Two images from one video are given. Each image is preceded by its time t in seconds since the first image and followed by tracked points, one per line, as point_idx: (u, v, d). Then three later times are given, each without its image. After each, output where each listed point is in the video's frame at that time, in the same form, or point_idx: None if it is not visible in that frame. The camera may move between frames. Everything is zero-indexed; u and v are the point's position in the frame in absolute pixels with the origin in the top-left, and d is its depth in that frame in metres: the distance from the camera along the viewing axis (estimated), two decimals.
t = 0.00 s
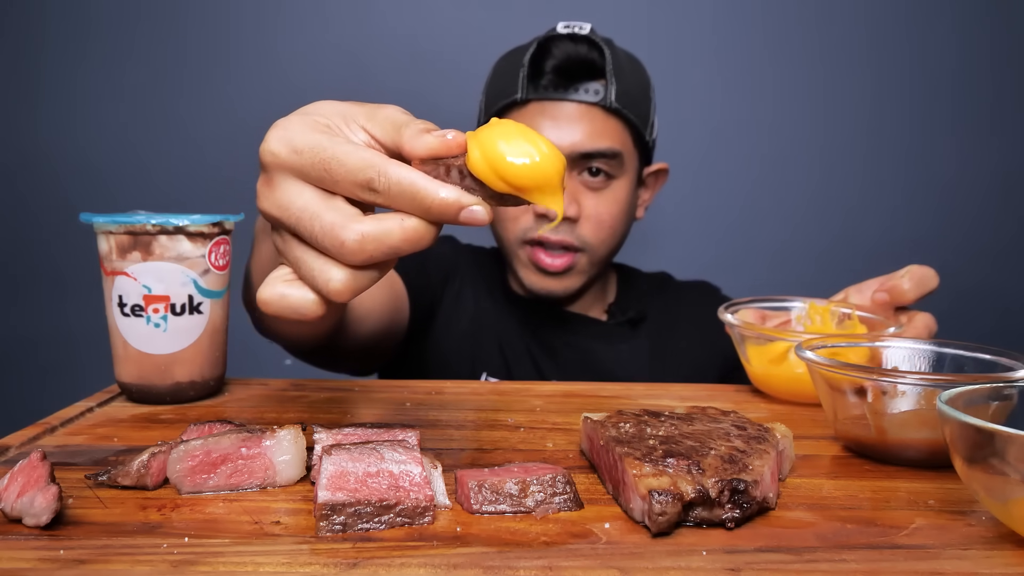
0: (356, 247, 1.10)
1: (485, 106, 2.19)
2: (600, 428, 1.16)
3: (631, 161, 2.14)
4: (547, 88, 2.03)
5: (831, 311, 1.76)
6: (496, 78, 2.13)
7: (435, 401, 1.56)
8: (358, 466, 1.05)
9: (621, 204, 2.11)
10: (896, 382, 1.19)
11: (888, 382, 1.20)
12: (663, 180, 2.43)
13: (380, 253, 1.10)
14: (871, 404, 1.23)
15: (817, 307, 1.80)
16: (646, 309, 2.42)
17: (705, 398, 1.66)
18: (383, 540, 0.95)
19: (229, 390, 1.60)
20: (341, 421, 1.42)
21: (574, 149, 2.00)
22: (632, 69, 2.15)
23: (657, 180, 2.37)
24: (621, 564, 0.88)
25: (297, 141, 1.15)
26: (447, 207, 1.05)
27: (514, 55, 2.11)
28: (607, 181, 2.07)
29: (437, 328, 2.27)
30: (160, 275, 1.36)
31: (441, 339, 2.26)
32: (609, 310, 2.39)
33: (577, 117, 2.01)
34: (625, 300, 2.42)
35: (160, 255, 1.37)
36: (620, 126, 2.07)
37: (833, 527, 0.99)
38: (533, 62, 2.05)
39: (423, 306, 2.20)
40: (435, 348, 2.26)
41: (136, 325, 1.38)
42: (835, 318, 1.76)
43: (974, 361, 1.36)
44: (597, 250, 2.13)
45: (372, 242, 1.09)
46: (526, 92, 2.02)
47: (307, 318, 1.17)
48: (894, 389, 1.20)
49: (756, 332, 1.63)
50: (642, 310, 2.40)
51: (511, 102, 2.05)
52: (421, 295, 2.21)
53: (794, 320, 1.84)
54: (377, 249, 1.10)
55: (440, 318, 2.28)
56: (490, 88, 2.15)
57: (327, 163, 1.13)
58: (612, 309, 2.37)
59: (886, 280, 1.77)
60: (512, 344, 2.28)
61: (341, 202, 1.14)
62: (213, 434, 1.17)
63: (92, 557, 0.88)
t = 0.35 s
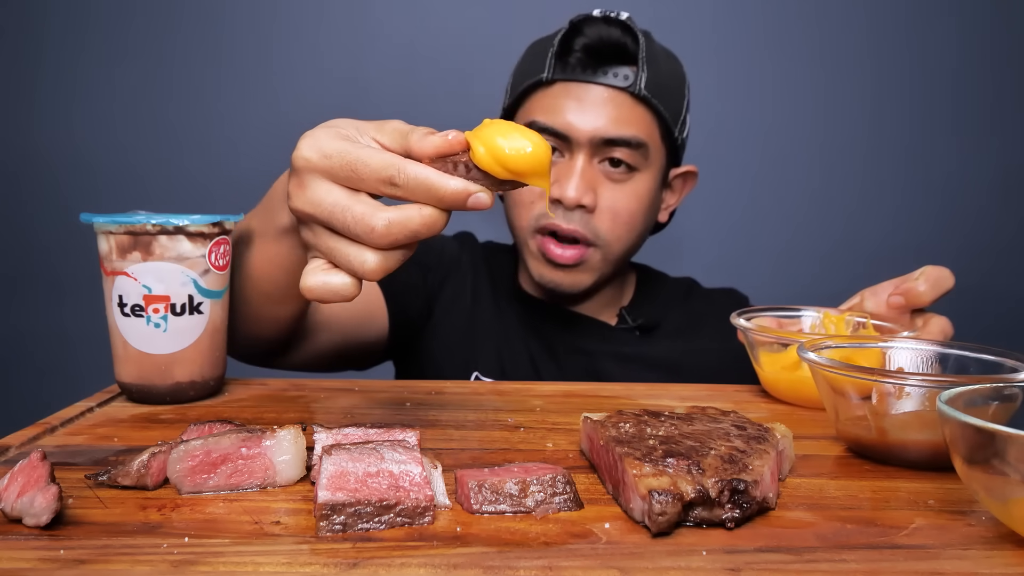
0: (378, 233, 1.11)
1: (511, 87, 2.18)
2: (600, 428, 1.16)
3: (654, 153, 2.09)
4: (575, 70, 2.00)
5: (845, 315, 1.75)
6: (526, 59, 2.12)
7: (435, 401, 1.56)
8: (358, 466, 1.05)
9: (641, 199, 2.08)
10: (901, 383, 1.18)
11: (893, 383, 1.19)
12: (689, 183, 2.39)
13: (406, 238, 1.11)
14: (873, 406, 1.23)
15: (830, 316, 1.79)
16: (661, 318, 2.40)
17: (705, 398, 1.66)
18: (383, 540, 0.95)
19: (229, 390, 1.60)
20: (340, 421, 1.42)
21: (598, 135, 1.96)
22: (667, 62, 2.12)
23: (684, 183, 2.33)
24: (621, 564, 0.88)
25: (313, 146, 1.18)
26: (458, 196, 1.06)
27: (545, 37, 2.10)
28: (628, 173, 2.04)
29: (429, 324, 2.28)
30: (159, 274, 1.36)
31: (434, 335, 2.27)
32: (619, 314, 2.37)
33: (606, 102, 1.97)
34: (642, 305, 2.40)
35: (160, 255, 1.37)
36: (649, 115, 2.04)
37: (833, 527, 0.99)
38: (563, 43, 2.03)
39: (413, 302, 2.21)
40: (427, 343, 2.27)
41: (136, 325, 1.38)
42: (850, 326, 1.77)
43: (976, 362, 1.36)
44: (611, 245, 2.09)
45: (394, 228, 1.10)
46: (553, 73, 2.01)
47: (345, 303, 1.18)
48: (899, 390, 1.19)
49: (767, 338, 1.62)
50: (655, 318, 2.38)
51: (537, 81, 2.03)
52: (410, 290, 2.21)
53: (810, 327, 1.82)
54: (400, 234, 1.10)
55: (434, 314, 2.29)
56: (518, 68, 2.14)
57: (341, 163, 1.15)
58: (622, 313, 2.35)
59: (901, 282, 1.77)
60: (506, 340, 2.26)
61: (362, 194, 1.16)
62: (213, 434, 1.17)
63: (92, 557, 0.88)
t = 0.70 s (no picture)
0: (414, 274, 1.35)
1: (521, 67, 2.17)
2: (600, 428, 1.16)
3: (661, 136, 2.02)
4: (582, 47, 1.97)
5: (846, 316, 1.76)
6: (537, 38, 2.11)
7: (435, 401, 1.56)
8: (358, 466, 1.05)
9: (645, 184, 2.00)
10: (901, 382, 1.18)
11: (893, 383, 1.19)
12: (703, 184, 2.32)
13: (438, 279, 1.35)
14: (873, 406, 1.23)
15: (832, 318, 1.80)
16: (666, 330, 2.30)
17: (705, 398, 1.66)
18: (383, 540, 0.95)
19: (230, 390, 1.60)
20: (340, 421, 1.42)
21: (601, 112, 1.91)
22: (680, 49, 2.09)
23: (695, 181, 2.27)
24: (621, 564, 0.88)
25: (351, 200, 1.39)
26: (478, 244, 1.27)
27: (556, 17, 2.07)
28: (632, 156, 1.97)
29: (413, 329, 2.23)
30: (159, 275, 1.36)
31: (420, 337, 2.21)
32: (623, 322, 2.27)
33: (612, 77, 1.93)
34: (644, 314, 2.31)
35: (160, 255, 1.37)
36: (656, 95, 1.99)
37: (833, 527, 0.99)
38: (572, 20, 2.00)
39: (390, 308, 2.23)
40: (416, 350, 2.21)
41: (136, 325, 1.38)
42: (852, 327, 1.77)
43: (976, 362, 1.36)
44: (612, 231, 2.01)
45: (427, 272, 1.34)
46: (557, 50, 1.99)
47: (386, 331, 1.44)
48: (899, 390, 1.19)
49: (764, 339, 1.63)
50: (660, 330, 2.28)
51: (541, 59, 2.02)
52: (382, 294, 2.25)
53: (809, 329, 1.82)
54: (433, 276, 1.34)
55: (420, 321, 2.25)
56: (528, 47, 2.13)
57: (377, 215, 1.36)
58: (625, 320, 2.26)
59: (905, 286, 1.78)
60: (490, 338, 2.20)
61: (396, 241, 1.38)
62: (213, 434, 1.17)
63: (92, 557, 0.88)
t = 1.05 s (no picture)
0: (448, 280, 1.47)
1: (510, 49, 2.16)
2: (600, 428, 1.16)
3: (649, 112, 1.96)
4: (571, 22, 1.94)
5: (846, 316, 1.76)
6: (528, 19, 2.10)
7: (436, 401, 1.56)
8: (358, 466, 1.05)
9: (633, 162, 1.93)
10: (901, 382, 1.18)
11: (893, 383, 1.19)
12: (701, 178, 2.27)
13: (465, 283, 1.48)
14: (873, 406, 1.23)
15: (831, 318, 1.80)
16: (669, 337, 2.27)
17: (705, 399, 1.66)
18: (383, 540, 0.95)
19: (230, 391, 1.60)
20: (340, 421, 1.42)
21: (588, 82, 1.86)
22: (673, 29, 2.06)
23: (690, 173, 2.22)
24: (621, 564, 0.88)
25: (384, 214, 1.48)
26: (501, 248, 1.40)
27: None
28: (619, 131, 1.91)
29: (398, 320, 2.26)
30: (159, 275, 1.36)
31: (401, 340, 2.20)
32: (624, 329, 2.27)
33: (601, 48, 1.89)
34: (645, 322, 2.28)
35: (160, 255, 1.37)
36: (648, 70, 1.95)
37: (833, 527, 0.99)
38: None
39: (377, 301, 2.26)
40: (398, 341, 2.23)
41: (136, 325, 1.38)
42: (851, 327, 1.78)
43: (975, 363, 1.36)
44: (597, 211, 1.93)
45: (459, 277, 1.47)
46: (545, 26, 1.97)
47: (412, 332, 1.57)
48: (899, 390, 1.19)
49: (763, 339, 1.63)
50: (663, 338, 2.25)
51: (529, 35, 2.00)
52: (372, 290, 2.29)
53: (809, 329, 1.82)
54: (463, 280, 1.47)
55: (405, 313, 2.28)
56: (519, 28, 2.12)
57: (411, 227, 1.46)
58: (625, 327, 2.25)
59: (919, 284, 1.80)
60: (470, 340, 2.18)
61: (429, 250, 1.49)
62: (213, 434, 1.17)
63: (92, 557, 0.88)
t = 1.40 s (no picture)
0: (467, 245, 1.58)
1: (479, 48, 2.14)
2: (600, 428, 1.16)
3: (624, 102, 1.91)
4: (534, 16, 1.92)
5: (846, 316, 1.76)
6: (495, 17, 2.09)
7: (436, 401, 1.56)
8: (359, 466, 1.05)
9: (611, 156, 1.87)
10: (901, 382, 1.18)
11: (893, 383, 1.19)
12: (690, 169, 2.21)
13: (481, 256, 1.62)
14: (873, 406, 1.23)
15: (831, 318, 1.80)
16: (668, 338, 2.27)
17: (706, 399, 1.66)
18: (383, 540, 0.95)
19: (229, 390, 1.60)
20: (341, 421, 1.42)
21: (557, 75, 1.81)
22: (644, 15, 2.02)
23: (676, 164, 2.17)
24: (621, 564, 0.88)
25: (413, 180, 1.60)
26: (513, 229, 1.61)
27: None
28: (594, 124, 1.85)
29: (387, 315, 2.29)
30: (159, 275, 1.36)
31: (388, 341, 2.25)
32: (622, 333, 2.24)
33: (567, 40, 1.85)
34: (643, 325, 2.27)
35: (160, 255, 1.37)
36: (621, 59, 1.91)
37: (833, 527, 0.99)
38: None
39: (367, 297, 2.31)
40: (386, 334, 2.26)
41: (136, 325, 1.38)
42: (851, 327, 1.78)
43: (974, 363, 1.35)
44: (576, 210, 1.85)
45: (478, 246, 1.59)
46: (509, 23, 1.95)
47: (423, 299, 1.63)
48: (899, 390, 1.19)
49: (764, 339, 1.63)
50: (661, 339, 2.25)
51: (495, 34, 1.99)
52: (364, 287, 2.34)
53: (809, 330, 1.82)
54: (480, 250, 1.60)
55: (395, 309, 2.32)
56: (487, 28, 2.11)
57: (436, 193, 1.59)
58: (622, 330, 2.23)
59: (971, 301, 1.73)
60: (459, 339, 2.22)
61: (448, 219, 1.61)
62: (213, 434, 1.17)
63: (92, 557, 0.88)
